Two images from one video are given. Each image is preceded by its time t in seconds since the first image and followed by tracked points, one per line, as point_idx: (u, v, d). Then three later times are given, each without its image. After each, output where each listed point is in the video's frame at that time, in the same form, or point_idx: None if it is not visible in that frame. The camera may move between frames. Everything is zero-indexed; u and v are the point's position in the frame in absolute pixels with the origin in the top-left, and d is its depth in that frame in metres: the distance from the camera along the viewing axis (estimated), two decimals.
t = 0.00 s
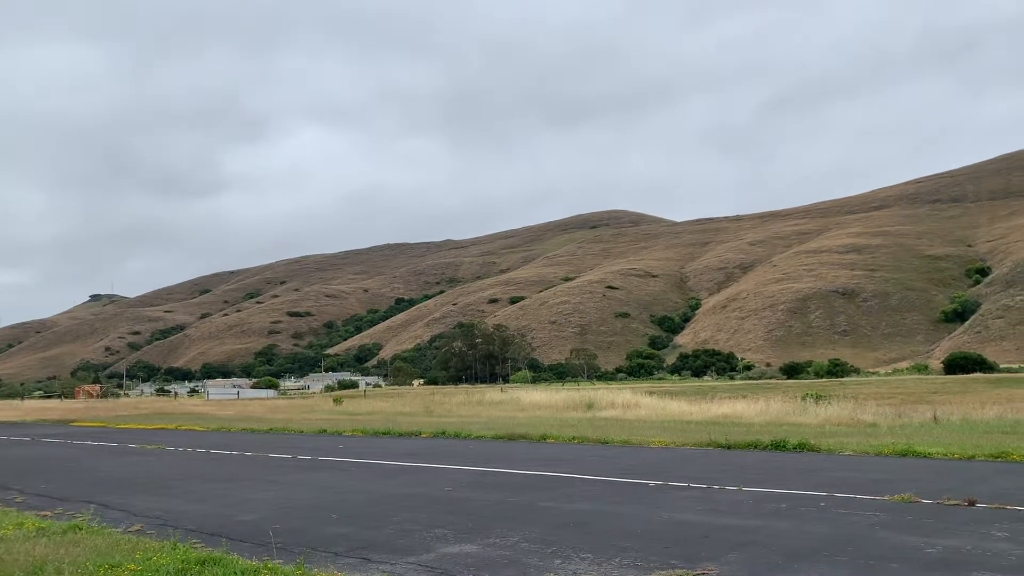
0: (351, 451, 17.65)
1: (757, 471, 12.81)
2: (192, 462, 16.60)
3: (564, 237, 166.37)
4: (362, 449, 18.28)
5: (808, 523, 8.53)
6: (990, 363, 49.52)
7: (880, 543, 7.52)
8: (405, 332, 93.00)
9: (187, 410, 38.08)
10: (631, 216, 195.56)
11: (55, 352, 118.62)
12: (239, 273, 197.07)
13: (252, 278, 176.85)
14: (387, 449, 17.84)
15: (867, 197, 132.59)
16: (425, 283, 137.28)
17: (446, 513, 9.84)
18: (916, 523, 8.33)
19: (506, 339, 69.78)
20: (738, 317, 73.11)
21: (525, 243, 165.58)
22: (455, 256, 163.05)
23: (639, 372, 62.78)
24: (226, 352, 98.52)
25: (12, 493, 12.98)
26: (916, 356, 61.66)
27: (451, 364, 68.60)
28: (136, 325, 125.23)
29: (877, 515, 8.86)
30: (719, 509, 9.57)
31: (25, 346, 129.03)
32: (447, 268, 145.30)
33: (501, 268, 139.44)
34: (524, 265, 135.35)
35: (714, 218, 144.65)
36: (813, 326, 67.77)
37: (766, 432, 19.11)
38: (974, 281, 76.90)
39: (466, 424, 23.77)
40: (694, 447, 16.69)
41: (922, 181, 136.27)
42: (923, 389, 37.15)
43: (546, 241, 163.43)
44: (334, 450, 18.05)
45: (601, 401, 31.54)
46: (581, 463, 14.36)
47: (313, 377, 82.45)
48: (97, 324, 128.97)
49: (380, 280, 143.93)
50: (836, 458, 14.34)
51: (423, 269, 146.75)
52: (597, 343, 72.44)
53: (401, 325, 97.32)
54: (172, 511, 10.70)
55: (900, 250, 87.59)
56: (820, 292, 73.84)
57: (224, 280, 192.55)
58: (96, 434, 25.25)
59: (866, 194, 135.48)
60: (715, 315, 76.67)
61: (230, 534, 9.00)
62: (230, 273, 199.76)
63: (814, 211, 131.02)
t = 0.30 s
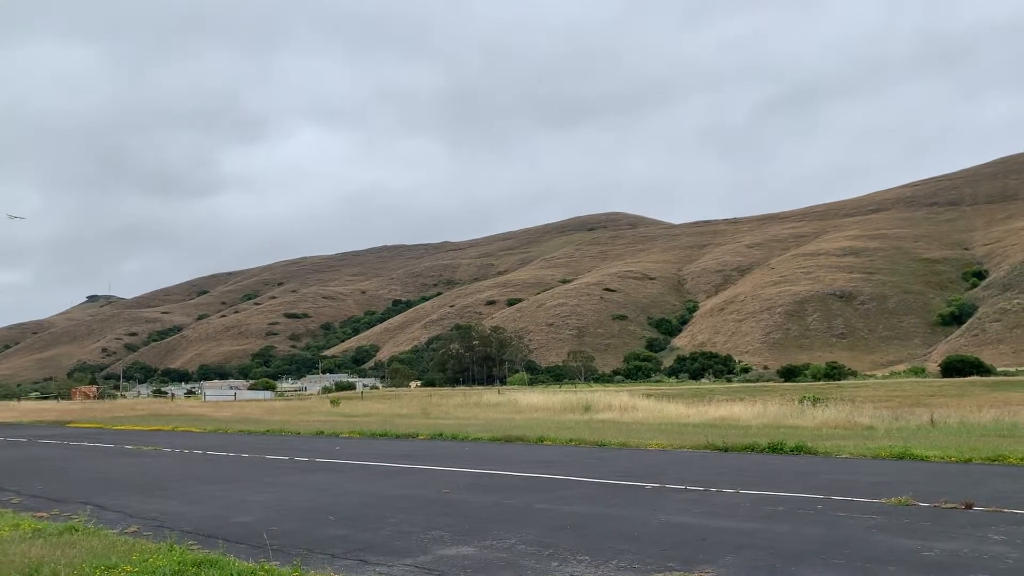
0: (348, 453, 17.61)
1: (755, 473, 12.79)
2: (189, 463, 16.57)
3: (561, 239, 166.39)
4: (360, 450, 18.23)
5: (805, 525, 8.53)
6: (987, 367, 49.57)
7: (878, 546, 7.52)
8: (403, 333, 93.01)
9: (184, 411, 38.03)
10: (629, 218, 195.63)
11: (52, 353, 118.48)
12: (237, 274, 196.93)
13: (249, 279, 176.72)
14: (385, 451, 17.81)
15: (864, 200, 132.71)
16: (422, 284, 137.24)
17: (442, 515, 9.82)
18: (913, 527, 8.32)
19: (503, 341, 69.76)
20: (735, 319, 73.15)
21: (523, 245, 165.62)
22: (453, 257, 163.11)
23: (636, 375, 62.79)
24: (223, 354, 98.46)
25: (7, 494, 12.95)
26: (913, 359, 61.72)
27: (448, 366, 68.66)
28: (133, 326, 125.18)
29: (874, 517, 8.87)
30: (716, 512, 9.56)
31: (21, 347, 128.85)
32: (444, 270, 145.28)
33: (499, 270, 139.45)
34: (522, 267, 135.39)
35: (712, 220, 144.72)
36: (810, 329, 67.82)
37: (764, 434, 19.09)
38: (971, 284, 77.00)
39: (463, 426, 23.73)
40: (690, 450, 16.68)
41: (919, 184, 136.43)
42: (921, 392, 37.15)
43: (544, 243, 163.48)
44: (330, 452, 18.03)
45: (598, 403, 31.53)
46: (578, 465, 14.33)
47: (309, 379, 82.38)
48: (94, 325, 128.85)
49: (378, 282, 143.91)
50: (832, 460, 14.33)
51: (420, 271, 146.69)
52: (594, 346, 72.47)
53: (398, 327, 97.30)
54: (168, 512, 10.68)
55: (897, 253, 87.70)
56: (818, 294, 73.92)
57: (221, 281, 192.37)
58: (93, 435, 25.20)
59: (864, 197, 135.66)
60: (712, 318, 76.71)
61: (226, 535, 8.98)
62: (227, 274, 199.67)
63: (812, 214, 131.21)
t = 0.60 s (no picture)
0: (351, 456, 17.62)
1: (758, 477, 12.77)
2: (192, 467, 16.59)
3: (564, 242, 166.40)
4: (363, 454, 18.24)
5: (808, 530, 8.52)
6: (990, 370, 49.48)
7: (881, 550, 7.50)
8: (406, 336, 93.04)
9: (187, 414, 38.04)
10: (631, 220, 195.61)
11: (56, 356, 118.60)
12: (240, 277, 197.08)
13: (253, 283, 176.84)
14: (388, 455, 17.81)
15: (867, 203, 132.66)
16: (425, 288, 137.34)
17: (444, 519, 9.80)
18: (917, 530, 8.31)
19: (506, 344, 69.74)
20: (738, 322, 73.12)
21: (526, 249, 165.59)
22: (455, 261, 163.07)
23: (639, 378, 62.74)
24: (226, 357, 98.54)
25: (10, 498, 12.95)
26: (916, 362, 61.65)
27: (451, 369, 68.69)
28: (136, 329, 125.36)
29: (877, 521, 8.84)
30: (719, 515, 9.54)
31: (25, 351, 129.01)
32: (447, 273, 145.29)
33: (502, 272, 139.53)
34: (525, 270, 135.43)
35: (715, 223, 144.63)
36: (813, 332, 67.75)
37: (767, 438, 19.07)
38: (974, 287, 76.92)
39: (466, 430, 23.70)
40: (693, 454, 16.64)
41: (922, 186, 136.32)
42: (924, 395, 37.12)
43: (547, 246, 163.48)
44: (332, 456, 17.99)
45: (601, 406, 31.52)
46: (582, 469, 14.31)
47: (312, 382, 82.40)
48: (97, 328, 128.97)
49: (381, 285, 144.00)
50: (836, 464, 14.28)
51: (423, 274, 146.69)
52: (597, 349, 72.46)
53: (400, 330, 97.30)
54: (171, 516, 10.68)
55: (900, 256, 87.63)
56: (820, 298, 73.84)
57: (224, 285, 192.51)
58: (96, 439, 25.20)
59: (867, 199, 135.55)
60: (715, 321, 76.68)
61: (229, 539, 8.97)
62: (230, 277, 199.83)
63: (814, 217, 131.21)
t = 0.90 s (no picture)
0: (352, 461, 17.62)
1: (759, 481, 12.74)
2: (192, 472, 16.57)
3: (564, 246, 166.46)
4: (364, 458, 18.23)
5: (808, 533, 8.51)
6: (991, 373, 49.49)
7: (880, 553, 7.51)
8: (406, 341, 93.03)
9: (187, 419, 38.02)
10: (631, 225, 195.74)
11: (56, 361, 118.61)
12: (240, 282, 197.19)
13: (253, 287, 176.92)
14: (389, 459, 17.79)
15: (867, 206, 132.76)
16: (425, 292, 137.37)
17: (444, 523, 9.78)
18: (917, 535, 8.29)
19: (506, 348, 69.73)
20: (739, 326, 73.13)
21: (526, 253, 165.63)
22: (456, 265, 163.14)
23: (640, 381, 62.73)
24: (226, 362, 98.52)
25: (10, 503, 12.93)
26: (917, 365, 61.65)
27: (451, 373, 68.71)
28: (137, 334, 125.33)
29: (878, 525, 8.84)
30: (720, 519, 9.52)
31: (25, 356, 128.95)
32: (447, 277, 145.40)
33: (502, 276, 139.59)
34: (525, 274, 135.45)
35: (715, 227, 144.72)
36: (813, 336, 67.75)
37: (768, 441, 19.08)
38: (975, 290, 76.96)
39: (467, 434, 23.71)
40: (694, 457, 16.64)
41: (922, 189, 136.42)
42: (925, 399, 37.12)
43: (547, 250, 163.59)
44: (334, 460, 17.99)
45: (602, 410, 31.43)
46: (583, 474, 14.29)
47: (313, 386, 82.41)
48: (97, 334, 128.97)
49: (381, 289, 144.10)
50: (837, 468, 14.29)
51: (423, 279, 146.72)
52: (597, 353, 72.46)
53: (401, 334, 97.30)
54: (170, 521, 10.68)
55: (901, 259, 87.64)
56: (821, 301, 73.86)
57: (225, 290, 192.57)
58: (96, 444, 25.22)
59: (867, 202, 135.67)
60: (716, 325, 76.67)
61: (228, 545, 8.95)
62: (230, 282, 199.86)
63: (814, 220, 131.31)
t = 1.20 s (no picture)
0: (344, 465, 17.56)
1: (752, 484, 12.73)
2: (184, 476, 16.49)
3: (557, 249, 166.58)
4: (356, 462, 18.17)
5: (802, 536, 8.50)
6: (982, 375, 49.68)
7: (872, 556, 7.51)
8: (399, 344, 92.89)
9: (180, 423, 37.90)
10: (623, 228, 195.97)
11: (47, 366, 117.99)
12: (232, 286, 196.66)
13: (245, 291, 176.43)
14: (381, 463, 17.73)
15: (858, 209, 133.25)
16: (418, 296, 137.21)
17: (436, 528, 9.76)
18: (908, 537, 8.30)
19: (499, 351, 69.68)
20: (731, 329, 73.27)
21: (519, 256, 165.75)
22: (449, 268, 163.05)
23: (633, 384, 62.78)
24: (219, 366, 98.18)
25: (1, 509, 12.85)
26: (909, 367, 61.86)
27: (444, 377, 68.72)
28: (128, 338, 124.89)
29: (869, 526, 8.87)
30: (713, 522, 9.52)
31: (16, 360, 128.24)
32: (440, 280, 145.25)
33: (495, 280, 139.50)
34: (518, 277, 135.47)
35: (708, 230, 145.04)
36: (805, 338, 67.89)
37: (760, 443, 19.08)
38: (966, 293, 77.25)
39: (460, 438, 23.67)
40: (687, 460, 16.69)
41: (913, 192, 136.92)
42: (917, 401, 37.22)
43: (539, 254, 163.65)
44: (326, 464, 17.93)
45: (595, 413, 31.38)
46: (575, 477, 14.28)
47: (305, 391, 82.22)
48: (89, 338, 128.36)
49: (374, 293, 143.89)
50: (828, 470, 14.34)
51: (416, 282, 146.65)
52: (590, 356, 72.49)
53: (394, 338, 97.16)
54: (161, 527, 10.62)
55: (892, 262, 87.97)
56: (813, 303, 74.03)
57: (217, 293, 192.02)
58: (87, 449, 25.08)
59: (858, 205, 136.13)
60: (708, 327, 76.82)
61: (220, 550, 8.93)
62: (223, 285, 199.37)
63: (806, 223, 131.70)
